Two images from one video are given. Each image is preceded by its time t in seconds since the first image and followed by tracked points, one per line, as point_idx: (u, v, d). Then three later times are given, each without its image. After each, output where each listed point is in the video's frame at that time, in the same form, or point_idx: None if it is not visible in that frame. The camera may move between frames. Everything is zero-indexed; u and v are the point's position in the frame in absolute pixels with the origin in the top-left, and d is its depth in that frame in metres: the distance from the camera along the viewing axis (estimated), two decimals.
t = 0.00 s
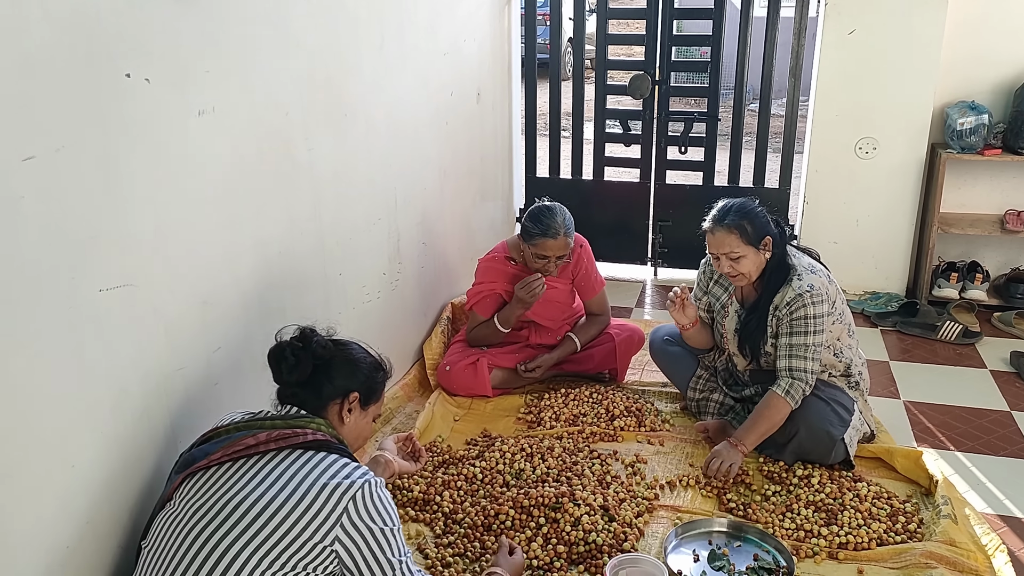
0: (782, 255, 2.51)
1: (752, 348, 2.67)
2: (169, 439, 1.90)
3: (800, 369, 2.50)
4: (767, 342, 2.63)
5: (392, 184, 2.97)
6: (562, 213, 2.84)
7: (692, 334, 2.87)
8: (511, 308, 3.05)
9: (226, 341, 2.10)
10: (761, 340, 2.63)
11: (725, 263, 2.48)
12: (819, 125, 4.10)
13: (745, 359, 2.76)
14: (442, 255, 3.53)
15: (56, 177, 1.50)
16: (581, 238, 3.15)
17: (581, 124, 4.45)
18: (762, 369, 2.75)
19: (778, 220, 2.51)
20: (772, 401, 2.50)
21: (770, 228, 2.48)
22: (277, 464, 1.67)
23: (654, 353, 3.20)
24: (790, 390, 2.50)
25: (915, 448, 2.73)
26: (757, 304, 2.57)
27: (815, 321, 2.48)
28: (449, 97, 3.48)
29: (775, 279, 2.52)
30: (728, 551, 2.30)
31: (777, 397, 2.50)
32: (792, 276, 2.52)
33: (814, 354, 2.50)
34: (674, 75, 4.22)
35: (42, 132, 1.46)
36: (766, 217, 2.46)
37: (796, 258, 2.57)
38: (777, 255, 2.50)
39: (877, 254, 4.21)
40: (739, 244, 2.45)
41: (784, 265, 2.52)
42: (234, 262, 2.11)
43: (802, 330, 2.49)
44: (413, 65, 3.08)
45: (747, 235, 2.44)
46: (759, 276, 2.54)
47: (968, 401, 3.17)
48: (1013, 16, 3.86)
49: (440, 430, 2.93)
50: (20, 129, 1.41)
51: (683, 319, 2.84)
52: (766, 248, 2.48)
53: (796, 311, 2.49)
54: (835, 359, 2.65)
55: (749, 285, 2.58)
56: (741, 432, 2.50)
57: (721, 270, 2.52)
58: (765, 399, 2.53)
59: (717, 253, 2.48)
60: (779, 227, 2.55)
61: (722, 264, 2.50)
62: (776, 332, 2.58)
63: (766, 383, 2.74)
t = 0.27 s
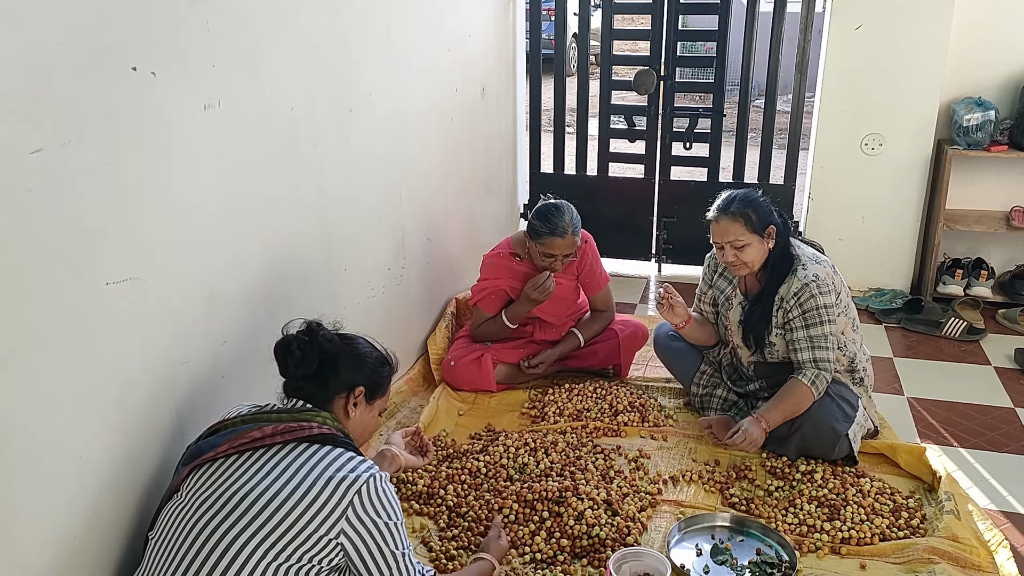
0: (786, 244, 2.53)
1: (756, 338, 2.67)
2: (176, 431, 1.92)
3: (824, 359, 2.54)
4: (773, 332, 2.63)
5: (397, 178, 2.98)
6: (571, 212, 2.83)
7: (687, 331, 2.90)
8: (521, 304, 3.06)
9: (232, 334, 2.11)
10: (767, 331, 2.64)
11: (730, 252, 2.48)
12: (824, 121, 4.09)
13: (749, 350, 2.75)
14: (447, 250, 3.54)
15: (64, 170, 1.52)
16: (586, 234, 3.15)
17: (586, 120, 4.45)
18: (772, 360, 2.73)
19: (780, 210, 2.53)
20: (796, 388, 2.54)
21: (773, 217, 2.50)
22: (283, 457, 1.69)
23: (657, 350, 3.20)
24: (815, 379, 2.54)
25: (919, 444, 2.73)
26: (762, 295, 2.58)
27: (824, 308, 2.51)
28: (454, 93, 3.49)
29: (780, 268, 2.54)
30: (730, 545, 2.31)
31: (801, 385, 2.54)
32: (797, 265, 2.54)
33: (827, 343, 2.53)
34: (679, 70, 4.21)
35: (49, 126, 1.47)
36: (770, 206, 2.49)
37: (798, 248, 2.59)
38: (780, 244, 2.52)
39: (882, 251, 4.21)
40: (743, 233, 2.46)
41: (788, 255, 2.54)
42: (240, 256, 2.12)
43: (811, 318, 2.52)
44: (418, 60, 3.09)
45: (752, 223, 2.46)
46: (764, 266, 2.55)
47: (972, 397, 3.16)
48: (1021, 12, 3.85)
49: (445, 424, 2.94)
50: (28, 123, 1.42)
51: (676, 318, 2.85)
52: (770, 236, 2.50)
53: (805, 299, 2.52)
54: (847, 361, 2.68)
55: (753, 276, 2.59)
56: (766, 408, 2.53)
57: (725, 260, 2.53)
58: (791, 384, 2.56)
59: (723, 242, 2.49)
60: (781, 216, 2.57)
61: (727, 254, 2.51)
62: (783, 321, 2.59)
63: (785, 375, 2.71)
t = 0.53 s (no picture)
0: (793, 227, 2.56)
1: (763, 323, 2.68)
2: (179, 421, 1.92)
3: (842, 340, 2.56)
4: (780, 317, 2.63)
5: (399, 170, 2.98)
6: (576, 205, 2.84)
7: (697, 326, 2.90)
8: (525, 295, 3.06)
9: (235, 325, 2.12)
10: (774, 316, 2.64)
11: (739, 232, 2.50)
12: (827, 113, 4.08)
13: (755, 337, 2.78)
14: (449, 242, 3.54)
15: (67, 161, 1.52)
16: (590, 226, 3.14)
17: (588, 112, 4.44)
18: (777, 347, 2.73)
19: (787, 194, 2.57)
20: (808, 362, 2.57)
21: (781, 199, 2.53)
22: (286, 447, 1.70)
23: (659, 342, 3.21)
24: (831, 358, 2.57)
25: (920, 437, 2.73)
26: (769, 278, 2.59)
27: (833, 291, 2.52)
28: (456, 84, 3.48)
29: (788, 251, 2.56)
30: (732, 537, 2.32)
31: (815, 360, 2.56)
32: (805, 249, 2.57)
33: (837, 325, 2.54)
34: (681, 62, 4.20)
35: (52, 116, 1.47)
36: (778, 188, 2.52)
37: (805, 234, 2.62)
38: (787, 226, 2.55)
39: (885, 244, 4.20)
40: (753, 212, 2.48)
41: (795, 238, 2.56)
42: (243, 247, 2.12)
43: (820, 301, 2.53)
44: (420, 52, 3.08)
45: (761, 202, 2.49)
46: (772, 249, 2.57)
47: (974, 390, 3.17)
48: None
49: (447, 416, 2.95)
50: (32, 113, 1.42)
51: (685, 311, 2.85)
52: (778, 218, 2.53)
53: (814, 282, 2.53)
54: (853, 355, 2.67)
55: (760, 260, 2.60)
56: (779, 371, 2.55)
57: (732, 241, 2.54)
58: (804, 359, 2.59)
59: (732, 222, 2.51)
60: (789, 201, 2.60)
61: (735, 235, 2.52)
62: (791, 306, 2.60)
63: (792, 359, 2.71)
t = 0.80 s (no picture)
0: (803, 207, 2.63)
1: (766, 302, 2.69)
2: (179, 407, 1.93)
3: (847, 321, 2.60)
4: (783, 295, 2.65)
5: (398, 157, 2.98)
6: (576, 193, 2.84)
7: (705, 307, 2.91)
8: (526, 284, 3.07)
9: (234, 311, 2.12)
10: (777, 294, 2.66)
11: (754, 198, 2.55)
12: (827, 100, 4.07)
13: (757, 319, 2.79)
14: (448, 229, 3.54)
15: (66, 147, 1.51)
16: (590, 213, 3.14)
17: (588, 99, 4.43)
18: (776, 330, 2.77)
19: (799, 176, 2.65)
20: (812, 346, 2.60)
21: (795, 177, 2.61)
22: (284, 432, 1.71)
23: (658, 329, 3.21)
24: (836, 341, 2.60)
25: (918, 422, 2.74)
26: (775, 254, 2.63)
27: (838, 270, 2.56)
28: (456, 71, 3.47)
29: (796, 228, 2.61)
30: (730, 522, 2.34)
31: (819, 345, 2.60)
32: (813, 228, 2.63)
33: (843, 305, 2.58)
34: (681, 49, 4.19)
35: (51, 102, 1.47)
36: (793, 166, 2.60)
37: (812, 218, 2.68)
38: (796, 204, 2.62)
39: (885, 231, 4.20)
40: (771, 180, 2.55)
41: (805, 217, 2.62)
42: (242, 234, 2.12)
43: (825, 280, 2.57)
44: (419, 38, 3.07)
45: (778, 173, 2.56)
46: (781, 225, 2.62)
47: (973, 376, 3.17)
48: None
49: (446, 402, 2.96)
50: (30, 99, 1.42)
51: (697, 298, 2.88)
52: (791, 194, 2.60)
53: (819, 261, 2.57)
54: (853, 345, 2.68)
55: (768, 236, 2.64)
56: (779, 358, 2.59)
57: (745, 209, 2.59)
58: (806, 345, 2.62)
59: (748, 187, 2.56)
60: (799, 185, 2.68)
61: (749, 202, 2.57)
62: (797, 284, 2.63)
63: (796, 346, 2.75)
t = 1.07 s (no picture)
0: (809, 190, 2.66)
1: (769, 282, 2.71)
2: (182, 391, 1.95)
3: (848, 303, 2.61)
4: (786, 276, 2.67)
5: (399, 142, 2.98)
6: (579, 180, 2.84)
7: (708, 270, 2.93)
8: (528, 271, 3.07)
9: (236, 296, 2.13)
10: (780, 275, 2.68)
11: (761, 177, 2.58)
12: (828, 86, 4.07)
13: (759, 302, 2.80)
14: (450, 215, 3.55)
15: (66, 129, 1.52)
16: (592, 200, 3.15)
17: (589, 86, 4.43)
18: (778, 313, 2.79)
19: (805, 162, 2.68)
20: (811, 328, 2.64)
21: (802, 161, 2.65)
22: (287, 414, 1.72)
23: (660, 313, 3.22)
24: (835, 323, 2.62)
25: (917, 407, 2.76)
26: (779, 234, 2.65)
27: (839, 251, 2.58)
28: (456, 56, 3.47)
29: (801, 210, 2.64)
30: (729, 504, 2.35)
31: (818, 327, 2.63)
32: (817, 210, 2.65)
33: (844, 287, 2.60)
34: (683, 34, 4.18)
35: (50, 83, 1.48)
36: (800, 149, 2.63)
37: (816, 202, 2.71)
38: (801, 187, 2.65)
39: (886, 217, 4.20)
40: (779, 161, 2.58)
41: (810, 200, 2.65)
42: (243, 218, 2.13)
43: (827, 261, 2.59)
44: (419, 23, 3.07)
45: (786, 154, 2.59)
46: (786, 207, 2.65)
47: (972, 361, 3.18)
48: None
49: (447, 387, 2.97)
50: (29, 80, 1.43)
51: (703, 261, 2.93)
52: (797, 177, 2.63)
53: (821, 242, 2.59)
54: (855, 326, 2.67)
55: (773, 217, 2.67)
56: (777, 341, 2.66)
57: (752, 188, 2.61)
58: (806, 327, 2.66)
59: (756, 166, 2.59)
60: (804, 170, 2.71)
61: (756, 181, 2.60)
62: (799, 265, 2.65)
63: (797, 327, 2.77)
